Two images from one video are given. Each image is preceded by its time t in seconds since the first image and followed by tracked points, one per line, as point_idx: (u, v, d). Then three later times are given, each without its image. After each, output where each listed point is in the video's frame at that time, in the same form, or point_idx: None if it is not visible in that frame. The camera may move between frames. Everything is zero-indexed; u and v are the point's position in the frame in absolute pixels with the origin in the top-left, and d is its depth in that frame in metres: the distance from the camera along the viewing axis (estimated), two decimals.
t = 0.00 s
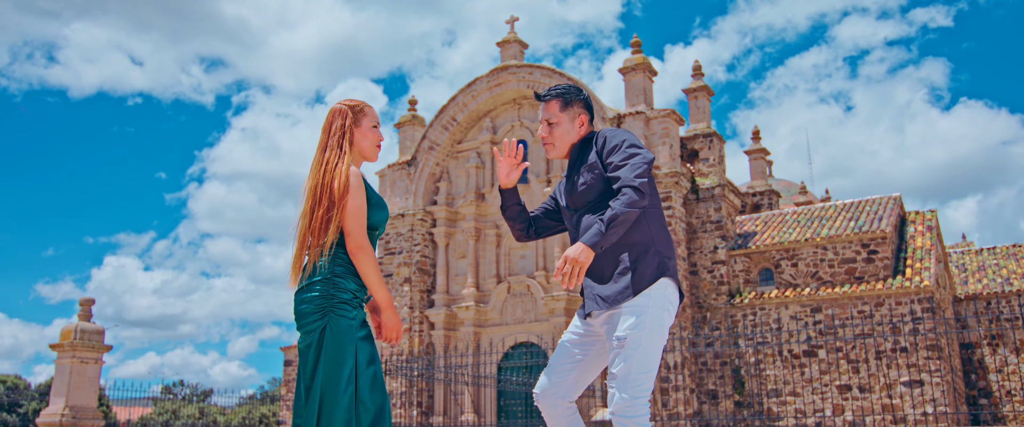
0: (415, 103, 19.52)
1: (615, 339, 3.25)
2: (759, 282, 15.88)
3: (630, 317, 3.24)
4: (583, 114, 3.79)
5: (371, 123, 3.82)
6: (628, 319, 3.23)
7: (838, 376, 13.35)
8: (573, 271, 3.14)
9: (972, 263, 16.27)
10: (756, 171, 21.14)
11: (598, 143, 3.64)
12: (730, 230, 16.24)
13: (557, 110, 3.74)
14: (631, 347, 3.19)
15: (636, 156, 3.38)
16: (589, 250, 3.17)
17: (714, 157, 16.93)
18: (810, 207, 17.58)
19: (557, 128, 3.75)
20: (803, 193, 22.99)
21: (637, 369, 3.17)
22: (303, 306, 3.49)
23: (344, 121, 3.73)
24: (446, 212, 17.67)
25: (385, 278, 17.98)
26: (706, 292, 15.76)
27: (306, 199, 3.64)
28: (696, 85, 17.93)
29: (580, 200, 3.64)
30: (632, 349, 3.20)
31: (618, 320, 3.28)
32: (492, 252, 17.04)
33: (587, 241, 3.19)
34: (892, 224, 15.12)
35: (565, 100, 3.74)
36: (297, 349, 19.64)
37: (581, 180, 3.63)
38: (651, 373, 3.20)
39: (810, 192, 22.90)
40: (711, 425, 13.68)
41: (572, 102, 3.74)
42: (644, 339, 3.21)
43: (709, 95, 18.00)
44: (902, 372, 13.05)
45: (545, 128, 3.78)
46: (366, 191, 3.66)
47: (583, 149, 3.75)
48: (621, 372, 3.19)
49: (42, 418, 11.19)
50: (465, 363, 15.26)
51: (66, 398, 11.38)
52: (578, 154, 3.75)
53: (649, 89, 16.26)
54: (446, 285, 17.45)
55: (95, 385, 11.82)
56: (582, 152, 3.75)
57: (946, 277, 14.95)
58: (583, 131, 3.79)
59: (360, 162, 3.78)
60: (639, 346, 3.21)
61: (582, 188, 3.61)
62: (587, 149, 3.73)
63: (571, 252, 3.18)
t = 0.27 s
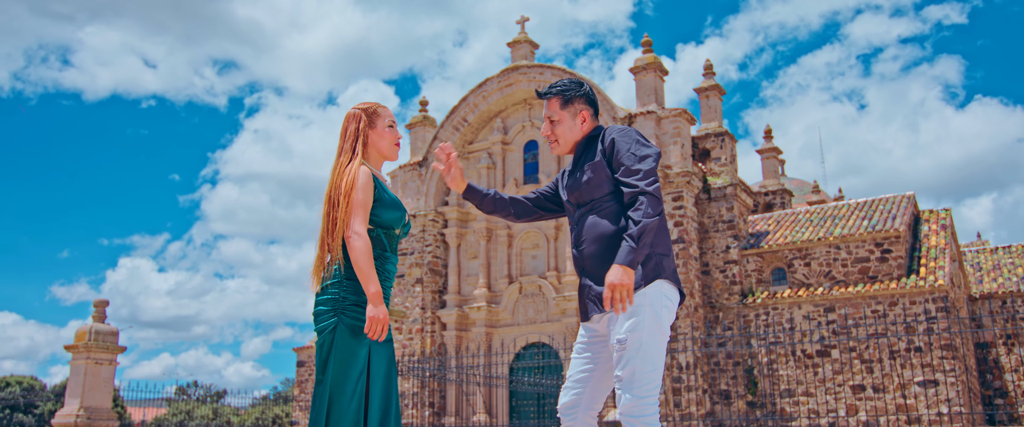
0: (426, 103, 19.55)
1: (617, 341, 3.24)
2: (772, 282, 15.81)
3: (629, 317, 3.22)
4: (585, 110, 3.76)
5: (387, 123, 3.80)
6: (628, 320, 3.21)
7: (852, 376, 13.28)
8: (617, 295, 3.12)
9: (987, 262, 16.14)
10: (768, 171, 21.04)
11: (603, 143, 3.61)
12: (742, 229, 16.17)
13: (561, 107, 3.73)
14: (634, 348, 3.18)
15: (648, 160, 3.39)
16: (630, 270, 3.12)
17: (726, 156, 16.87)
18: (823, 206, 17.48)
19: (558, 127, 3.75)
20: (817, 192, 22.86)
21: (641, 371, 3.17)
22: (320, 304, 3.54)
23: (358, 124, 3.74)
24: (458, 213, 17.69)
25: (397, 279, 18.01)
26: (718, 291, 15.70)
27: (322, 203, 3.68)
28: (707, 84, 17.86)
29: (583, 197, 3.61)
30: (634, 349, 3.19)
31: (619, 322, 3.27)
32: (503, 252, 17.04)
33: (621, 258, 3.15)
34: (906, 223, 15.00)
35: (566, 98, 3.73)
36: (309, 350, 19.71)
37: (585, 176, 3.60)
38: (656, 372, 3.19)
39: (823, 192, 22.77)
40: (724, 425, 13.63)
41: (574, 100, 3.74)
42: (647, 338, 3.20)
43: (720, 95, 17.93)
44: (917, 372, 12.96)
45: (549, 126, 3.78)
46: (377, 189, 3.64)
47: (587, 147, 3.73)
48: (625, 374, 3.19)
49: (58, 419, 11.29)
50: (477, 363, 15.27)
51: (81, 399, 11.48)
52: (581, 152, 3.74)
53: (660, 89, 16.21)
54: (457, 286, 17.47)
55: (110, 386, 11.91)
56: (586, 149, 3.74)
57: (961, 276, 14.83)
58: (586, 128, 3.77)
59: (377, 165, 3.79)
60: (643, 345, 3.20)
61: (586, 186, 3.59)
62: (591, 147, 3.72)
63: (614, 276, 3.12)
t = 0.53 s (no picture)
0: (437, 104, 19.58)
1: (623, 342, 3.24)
2: (784, 281, 15.74)
3: (637, 319, 3.24)
4: (576, 108, 3.77)
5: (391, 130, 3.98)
6: (636, 322, 3.23)
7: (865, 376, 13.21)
8: (674, 286, 3.12)
9: (1002, 261, 16.01)
10: (780, 170, 20.95)
11: (609, 144, 3.62)
12: (754, 228, 16.11)
13: (559, 107, 3.73)
14: (640, 349, 3.18)
15: (664, 156, 3.45)
16: (682, 261, 3.12)
17: (737, 156, 16.81)
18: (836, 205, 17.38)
19: (555, 128, 3.75)
20: (829, 191, 22.74)
21: (647, 371, 3.16)
22: (339, 312, 3.66)
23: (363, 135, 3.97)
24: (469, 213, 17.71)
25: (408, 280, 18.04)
26: (730, 291, 15.64)
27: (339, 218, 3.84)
28: (718, 83, 17.80)
29: (591, 198, 3.59)
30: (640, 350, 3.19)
31: (624, 324, 3.28)
32: (514, 252, 17.05)
33: (671, 249, 3.13)
34: (920, 222, 14.90)
35: (560, 99, 3.73)
36: (322, 350, 19.79)
37: (593, 177, 3.58)
38: (660, 375, 3.19)
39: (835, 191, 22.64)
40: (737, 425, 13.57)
41: (570, 101, 3.74)
42: (652, 342, 3.20)
43: (731, 93, 17.86)
44: (931, 372, 12.88)
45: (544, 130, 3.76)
46: (378, 193, 3.74)
47: (590, 148, 3.73)
48: (630, 375, 3.18)
49: (72, 420, 11.38)
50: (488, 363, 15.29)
51: (95, 400, 11.57)
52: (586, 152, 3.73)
53: (671, 88, 16.17)
54: (468, 286, 17.49)
55: (124, 386, 11.99)
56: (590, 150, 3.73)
57: (975, 275, 14.71)
58: (582, 128, 3.79)
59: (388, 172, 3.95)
60: (648, 347, 3.20)
61: (595, 186, 3.58)
62: (594, 147, 3.71)
63: (668, 267, 3.11)
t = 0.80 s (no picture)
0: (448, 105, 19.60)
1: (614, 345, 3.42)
2: (796, 280, 15.67)
3: (628, 326, 3.43)
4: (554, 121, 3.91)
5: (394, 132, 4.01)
6: (627, 328, 3.42)
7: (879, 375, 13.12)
8: (689, 264, 3.27)
9: (1017, 259, 15.88)
10: (791, 168, 20.87)
11: (606, 156, 3.75)
12: (766, 227, 16.05)
13: (541, 128, 3.84)
14: (631, 352, 3.36)
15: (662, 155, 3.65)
16: (695, 240, 3.28)
17: (749, 154, 16.75)
18: (847, 204, 17.29)
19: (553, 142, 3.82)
20: (841, 189, 22.61)
21: (636, 372, 3.31)
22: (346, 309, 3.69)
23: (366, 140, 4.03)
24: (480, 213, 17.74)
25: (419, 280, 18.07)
26: (742, 291, 15.59)
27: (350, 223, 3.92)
28: (729, 82, 17.73)
29: (593, 206, 3.72)
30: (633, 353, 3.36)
31: (617, 329, 3.46)
32: (525, 252, 17.06)
33: (685, 229, 3.30)
34: (933, 220, 14.80)
35: (536, 121, 3.86)
36: (333, 350, 19.84)
37: (594, 188, 3.70)
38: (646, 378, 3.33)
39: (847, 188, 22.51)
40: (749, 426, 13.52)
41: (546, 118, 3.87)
42: (642, 346, 3.38)
43: (742, 92, 17.80)
44: (945, 371, 12.82)
45: (545, 148, 3.81)
46: (380, 193, 3.76)
47: (582, 159, 3.83)
48: (620, 375, 3.32)
49: (86, 420, 11.46)
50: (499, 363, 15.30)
51: (109, 400, 11.65)
52: (584, 160, 3.82)
53: (682, 87, 16.12)
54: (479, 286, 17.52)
55: (137, 387, 12.06)
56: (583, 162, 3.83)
57: (989, 273, 14.61)
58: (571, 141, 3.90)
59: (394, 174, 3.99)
60: (636, 351, 3.37)
61: (598, 196, 3.70)
62: (588, 158, 3.82)
63: (681, 247, 3.27)
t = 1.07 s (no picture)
0: (457, 105, 19.62)
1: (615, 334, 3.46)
2: (807, 280, 15.60)
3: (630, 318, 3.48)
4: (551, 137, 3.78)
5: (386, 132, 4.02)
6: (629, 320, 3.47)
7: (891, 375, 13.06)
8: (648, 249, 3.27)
9: None
10: (802, 167, 20.77)
11: (607, 168, 3.73)
12: (776, 227, 15.99)
13: (540, 149, 3.70)
14: (633, 337, 3.41)
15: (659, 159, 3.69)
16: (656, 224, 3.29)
17: (759, 153, 16.68)
18: (859, 203, 17.20)
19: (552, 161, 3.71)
20: (852, 188, 22.48)
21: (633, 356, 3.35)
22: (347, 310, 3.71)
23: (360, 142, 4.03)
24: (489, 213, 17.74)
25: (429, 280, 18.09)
26: (752, 290, 15.54)
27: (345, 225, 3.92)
28: (739, 81, 17.66)
29: (600, 220, 3.71)
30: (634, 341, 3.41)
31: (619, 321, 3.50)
32: (535, 252, 17.06)
33: (652, 214, 3.30)
34: (945, 218, 14.70)
35: (534, 141, 3.71)
36: (344, 351, 19.89)
37: (601, 202, 3.68)
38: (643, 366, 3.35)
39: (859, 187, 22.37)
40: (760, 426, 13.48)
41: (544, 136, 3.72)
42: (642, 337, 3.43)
43: (752, 91, 17.73)
44: (957, 370, 12.75)
45: (546, 171, 3.71)
46: (372, 195, 3.76)
47: (582, 173, 3.79)
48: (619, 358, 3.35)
49: (98, 420, 11.54)
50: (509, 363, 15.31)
51: (121, 401, 11.73)
52: (587, 177, 3.77)
53: (691, 86, 16.08)
54: (489, 286, 17.53)
55: (149, 387, 12.14)
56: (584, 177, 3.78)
57: (1002, 272, 14.50)
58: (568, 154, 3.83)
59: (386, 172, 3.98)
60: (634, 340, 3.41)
61: (605, 210, 3.68)
62: (588, 172, 3.78)
63: (639, 230, 3.28)
